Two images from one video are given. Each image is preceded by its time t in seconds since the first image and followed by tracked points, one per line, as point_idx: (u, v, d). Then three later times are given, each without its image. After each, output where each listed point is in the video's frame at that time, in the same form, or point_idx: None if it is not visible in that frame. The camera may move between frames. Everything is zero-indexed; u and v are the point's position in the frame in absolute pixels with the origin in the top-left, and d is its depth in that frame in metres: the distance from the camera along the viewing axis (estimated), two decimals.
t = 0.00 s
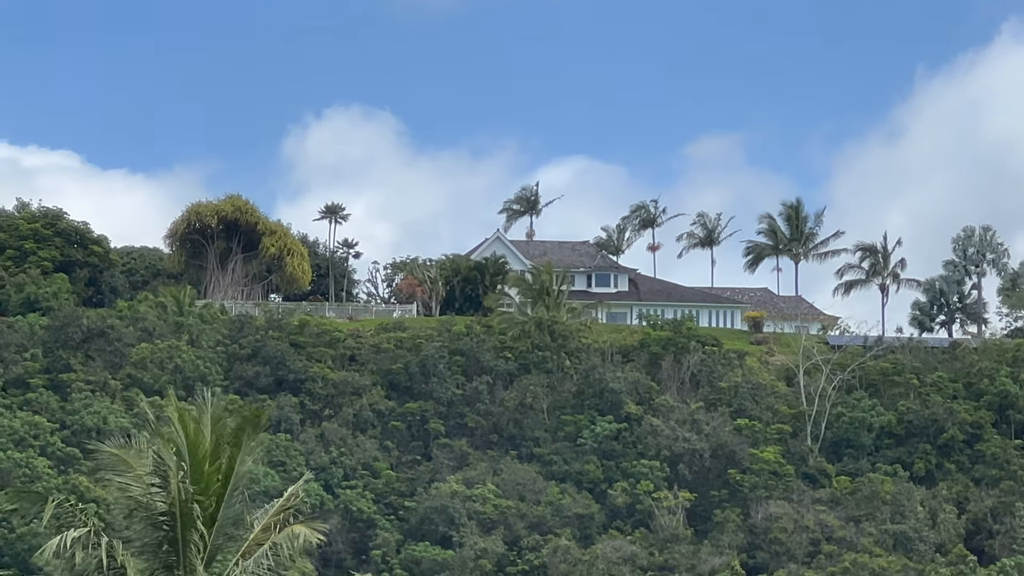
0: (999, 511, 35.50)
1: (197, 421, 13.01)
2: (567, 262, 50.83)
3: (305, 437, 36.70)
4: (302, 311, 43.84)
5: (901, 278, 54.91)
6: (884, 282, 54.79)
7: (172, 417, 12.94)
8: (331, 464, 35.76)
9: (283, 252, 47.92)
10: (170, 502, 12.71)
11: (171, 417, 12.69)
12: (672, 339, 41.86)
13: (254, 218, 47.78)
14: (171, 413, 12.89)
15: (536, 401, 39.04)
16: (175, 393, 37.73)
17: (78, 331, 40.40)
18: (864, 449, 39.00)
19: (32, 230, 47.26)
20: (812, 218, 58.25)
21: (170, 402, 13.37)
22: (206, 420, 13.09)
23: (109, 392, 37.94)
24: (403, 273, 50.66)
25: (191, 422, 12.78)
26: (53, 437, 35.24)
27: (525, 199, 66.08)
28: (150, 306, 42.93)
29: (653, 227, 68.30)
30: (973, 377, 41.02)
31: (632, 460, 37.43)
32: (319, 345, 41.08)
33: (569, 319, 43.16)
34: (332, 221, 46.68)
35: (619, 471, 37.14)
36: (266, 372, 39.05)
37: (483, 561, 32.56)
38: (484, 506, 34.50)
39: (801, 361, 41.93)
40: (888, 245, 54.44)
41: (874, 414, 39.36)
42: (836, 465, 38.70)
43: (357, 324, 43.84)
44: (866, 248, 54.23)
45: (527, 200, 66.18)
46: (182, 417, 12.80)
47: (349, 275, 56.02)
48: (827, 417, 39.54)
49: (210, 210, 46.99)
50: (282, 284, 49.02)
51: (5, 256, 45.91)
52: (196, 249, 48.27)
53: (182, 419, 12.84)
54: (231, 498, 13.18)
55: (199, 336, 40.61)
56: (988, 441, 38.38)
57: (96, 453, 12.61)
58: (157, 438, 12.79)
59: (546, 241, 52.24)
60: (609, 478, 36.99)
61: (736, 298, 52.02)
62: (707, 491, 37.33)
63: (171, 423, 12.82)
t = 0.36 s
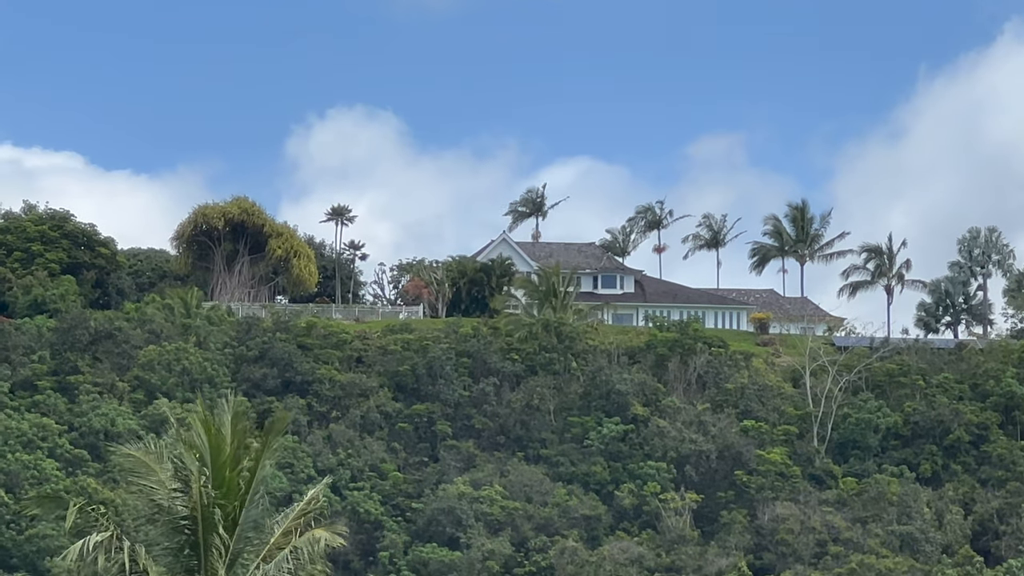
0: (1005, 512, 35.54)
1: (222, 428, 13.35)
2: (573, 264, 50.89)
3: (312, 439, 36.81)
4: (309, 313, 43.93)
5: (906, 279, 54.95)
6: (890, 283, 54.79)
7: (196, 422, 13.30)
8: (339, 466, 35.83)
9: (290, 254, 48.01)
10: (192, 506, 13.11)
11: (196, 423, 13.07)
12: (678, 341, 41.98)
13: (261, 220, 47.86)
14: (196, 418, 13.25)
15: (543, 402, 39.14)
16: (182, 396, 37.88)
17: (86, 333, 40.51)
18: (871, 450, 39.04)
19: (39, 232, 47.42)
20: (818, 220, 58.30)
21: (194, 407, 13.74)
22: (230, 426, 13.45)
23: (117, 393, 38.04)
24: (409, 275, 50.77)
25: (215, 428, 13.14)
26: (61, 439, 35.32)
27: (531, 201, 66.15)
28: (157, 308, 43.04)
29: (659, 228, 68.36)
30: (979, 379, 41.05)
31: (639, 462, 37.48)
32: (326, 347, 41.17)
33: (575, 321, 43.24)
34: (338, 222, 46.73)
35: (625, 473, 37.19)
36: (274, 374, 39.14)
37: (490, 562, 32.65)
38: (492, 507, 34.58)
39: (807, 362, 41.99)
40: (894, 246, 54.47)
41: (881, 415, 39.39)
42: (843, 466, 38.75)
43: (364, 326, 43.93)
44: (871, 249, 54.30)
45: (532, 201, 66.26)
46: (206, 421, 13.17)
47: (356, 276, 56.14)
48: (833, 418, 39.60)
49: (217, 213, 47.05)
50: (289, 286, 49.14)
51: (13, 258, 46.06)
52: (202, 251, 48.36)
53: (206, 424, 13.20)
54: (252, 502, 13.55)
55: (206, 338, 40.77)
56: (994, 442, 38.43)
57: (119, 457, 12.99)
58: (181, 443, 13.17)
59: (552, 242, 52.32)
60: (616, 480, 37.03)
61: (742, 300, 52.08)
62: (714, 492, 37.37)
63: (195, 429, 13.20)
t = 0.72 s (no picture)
0: (1011, 517, 35.56)
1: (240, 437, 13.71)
2: (579, 269, 50.97)
3: (319, 444, 36.87)
4: (315, 318, 44.04)
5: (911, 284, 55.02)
6: (895, 288, 54.85)
7: (215, 430, 13.64)
8: (345, 471, 35.89)
9: (295, 259, 48.10)
10: (213, 514, 13.49)
11: (216, 432, 13.42)
12: (684, 346, 42.07)
13: (266, 225, 47.94)
14: (216, 427, 13.61)
15: (549, 407, 39.22)
16: (189, 401, 37.97)
17: (92, 339, 40.61)
18: (876, 455, 39.08)
19: (44, 238, 47.56)
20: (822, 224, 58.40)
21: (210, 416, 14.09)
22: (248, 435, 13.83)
23: (123, 399, 38.09)
24: (415, 280, 50.87)
25: (234, 437, 13.50)
26: (68, 444, 35.38)
27: (536, 206, 66.26)
28: (163, 314, 43.13)
29: (664, 233, 68.46)
30: (984, 383, 41.09)
31: (645, 466, 37.50)
32: (332, 352, 41.27)
33: (581, 326, 43.35)
34: (343, 228, 46.80)
35: (632, 478, 37.22)
36: (280, 380, 39.23)
37: (497, 568, 32.69)
38: (499, 512, 34.57)
39: (812, 367, 42.05)
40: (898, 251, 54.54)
41: (886, 420, 39.41)
42: (848, 471, 38.79)
43: (370, 331, 44.02)
44: (876, 254, 54.35)
45: (537, 207, 66.37)
46: (227, 429, 13.51)
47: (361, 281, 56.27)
48: (839, 422, 39.64)
49: (222, 218, 47.09)
50: (295, 292, 49.30)
51: (18, 264, 46.18)
52: (208, 257, 48.46)
53: (226, 432, 13.56)
54: (270, 510, 13.92)
55: (212, 343, 40.90)
56: (999, 446, 38.46)
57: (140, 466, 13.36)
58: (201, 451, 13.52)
59: (558, 247, 52.43)
60: (622, 485, 37.07)
61: (747, 305, 52.16)
62: (720, 497, 37.39)
63: (215, 438, 13.55)
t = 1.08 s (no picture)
0: (1018, 524, 35.55)
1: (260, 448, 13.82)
2: (585, 277, 51.05)
3: (326, 452, 36.89)
4: (321, 327, 44.11)
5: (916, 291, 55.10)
6: (900, 295, 54.93)
7: (235, 441, 13.77)
8: (352, 480, 35.91)
9: (301, 268, 48.17)
10: (233, 525, 13.64)
11: (235, 444, 13.54)
12: (691, 353, 42.15)
13: (272, 233, 48.04)
14: (237, 439, 13.75)
15: (555, 415, 39.29)
16: (196, 410, 38.02)
17: (99, 348, 40.67)
18: (883, 462, 39.09)
19: (51, 247, 47.65)
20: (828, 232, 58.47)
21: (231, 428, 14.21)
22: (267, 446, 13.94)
23: (130, 407, 38.11)
24: (421, 288, 50.95)
25: (253, 448, 13.61)
26: (75, 453, 35.39)
27: (541, 214, 66.35)
28: (170, 322, 43.20)
29: (670, 241, 68.53)
30: (991, 391, 41.11)
31: (652, 474, 37.49)
32: (339, 360, 41.34)
33: (588, 334, 43.47)
34: (349, 236, 46.85)
35: (638, 485, 37.22)
36: (287, 389, 39.30)
37: None
38: (506, 521, 34.56)
39: (819, 375, 42.08)
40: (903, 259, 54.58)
41: (893, 427, 39.42)
42: (855, 478, 38.80)
43: (376, 339, 44.09)
44: (881, 261, 54.41)
45: (543, 215, 66.45)
46: (247, 441, 13.63)
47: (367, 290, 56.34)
48: (845, 430, 39.69)
49: (228, 227, 47.21)
50: (301, 300, 49.34)
51: (25, 273, 46.25)
52: (214, 265, 48.55)
53: (246, 444, 13.69)
54: (291, 520, 14.03)
55: (219, 352, 40.98)
56: (1006, 453, 38.45)
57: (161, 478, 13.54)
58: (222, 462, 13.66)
59: (563, 255, 52.51)
60: (629, 492, 37.06)
61: (752, 312, 52.22)
62: (727, 504, 37.40)
63: (235, 449, 13.68)
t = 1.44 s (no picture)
0: None
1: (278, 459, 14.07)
2: (591, 285, 51.17)
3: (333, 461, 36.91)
4: (327, 336, 44.24)
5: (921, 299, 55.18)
6: (905, 303, 54.95)
7: (253, 453, 14.04)
8: (359, 489, 35.96)
9: (308, 277, 48.30)
10: (254, 537, 13.93)
11: (252, 457, 13.80)
12: (697, 362, 42.25)
13: (278, 243, 48.20)
14: (253, 452, 14.02)
15: (562, 424, 39.39)
16: (203, 419, 38.11)
17: (106, 357, 40.76)
18: (889, 470, 39.12)
19: (57, 256, 47.78)
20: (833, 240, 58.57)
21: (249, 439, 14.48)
22: (285, 457, 14.18)
23: (137, 417, 38.17)
24: (427, 298, 51.07)
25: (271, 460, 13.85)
26: (83, 462, 35.47)
27: (547, 223, 66.47)
28: (177, 332, 43.32)
29: (675, 249, 68.65)
30: (996, 399, 41.16)
31: (658, 482, 37.53)
32: (346, 370, 41.45)
33: (595, 343, 43.61)
34: (355, 245, 46.98)
35: (645, 494, 37.25)
36: (294, 398, 39.39)
37: None
38: (514, 530, 34.54)
39: (825, 384, 42.14)
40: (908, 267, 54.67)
41: (899, 435, 39.47)
42: (861, 486, 38.84)
43: (382, 348, 44.20)
44: (886, 270, 54.50)
45: (549, 224, 66.59)
46: (262, 454, 13.88)
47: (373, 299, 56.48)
48: (851, 438, 39.77)
49: (235, 236, 47.42)
50: (307, 309, 49.44)
51: (31, 282, 46.38)
52: (221, 274, 48.71)
53: (262, 456, 13.96)
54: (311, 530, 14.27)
55: (226, 361, 41.08)
56: (1012, 461, 38.45)
57: (181, 492, 13.86)
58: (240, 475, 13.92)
59: (569, 264, 52.64)
60: (635, 501, 37.08)
61: (758, 321, 52.31)
62: (733, 513, 37.41)
63: (253, 461, 13.94)
